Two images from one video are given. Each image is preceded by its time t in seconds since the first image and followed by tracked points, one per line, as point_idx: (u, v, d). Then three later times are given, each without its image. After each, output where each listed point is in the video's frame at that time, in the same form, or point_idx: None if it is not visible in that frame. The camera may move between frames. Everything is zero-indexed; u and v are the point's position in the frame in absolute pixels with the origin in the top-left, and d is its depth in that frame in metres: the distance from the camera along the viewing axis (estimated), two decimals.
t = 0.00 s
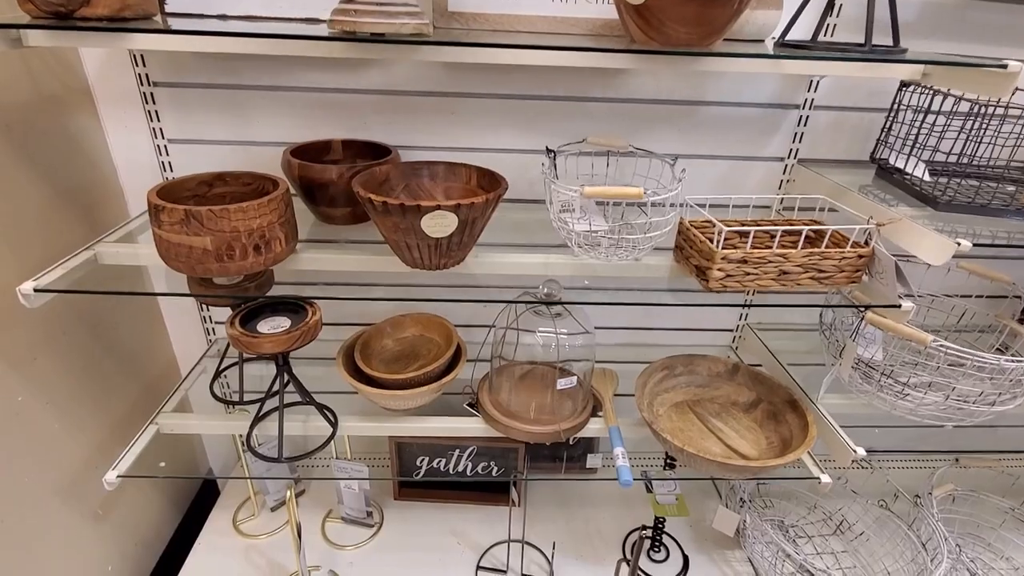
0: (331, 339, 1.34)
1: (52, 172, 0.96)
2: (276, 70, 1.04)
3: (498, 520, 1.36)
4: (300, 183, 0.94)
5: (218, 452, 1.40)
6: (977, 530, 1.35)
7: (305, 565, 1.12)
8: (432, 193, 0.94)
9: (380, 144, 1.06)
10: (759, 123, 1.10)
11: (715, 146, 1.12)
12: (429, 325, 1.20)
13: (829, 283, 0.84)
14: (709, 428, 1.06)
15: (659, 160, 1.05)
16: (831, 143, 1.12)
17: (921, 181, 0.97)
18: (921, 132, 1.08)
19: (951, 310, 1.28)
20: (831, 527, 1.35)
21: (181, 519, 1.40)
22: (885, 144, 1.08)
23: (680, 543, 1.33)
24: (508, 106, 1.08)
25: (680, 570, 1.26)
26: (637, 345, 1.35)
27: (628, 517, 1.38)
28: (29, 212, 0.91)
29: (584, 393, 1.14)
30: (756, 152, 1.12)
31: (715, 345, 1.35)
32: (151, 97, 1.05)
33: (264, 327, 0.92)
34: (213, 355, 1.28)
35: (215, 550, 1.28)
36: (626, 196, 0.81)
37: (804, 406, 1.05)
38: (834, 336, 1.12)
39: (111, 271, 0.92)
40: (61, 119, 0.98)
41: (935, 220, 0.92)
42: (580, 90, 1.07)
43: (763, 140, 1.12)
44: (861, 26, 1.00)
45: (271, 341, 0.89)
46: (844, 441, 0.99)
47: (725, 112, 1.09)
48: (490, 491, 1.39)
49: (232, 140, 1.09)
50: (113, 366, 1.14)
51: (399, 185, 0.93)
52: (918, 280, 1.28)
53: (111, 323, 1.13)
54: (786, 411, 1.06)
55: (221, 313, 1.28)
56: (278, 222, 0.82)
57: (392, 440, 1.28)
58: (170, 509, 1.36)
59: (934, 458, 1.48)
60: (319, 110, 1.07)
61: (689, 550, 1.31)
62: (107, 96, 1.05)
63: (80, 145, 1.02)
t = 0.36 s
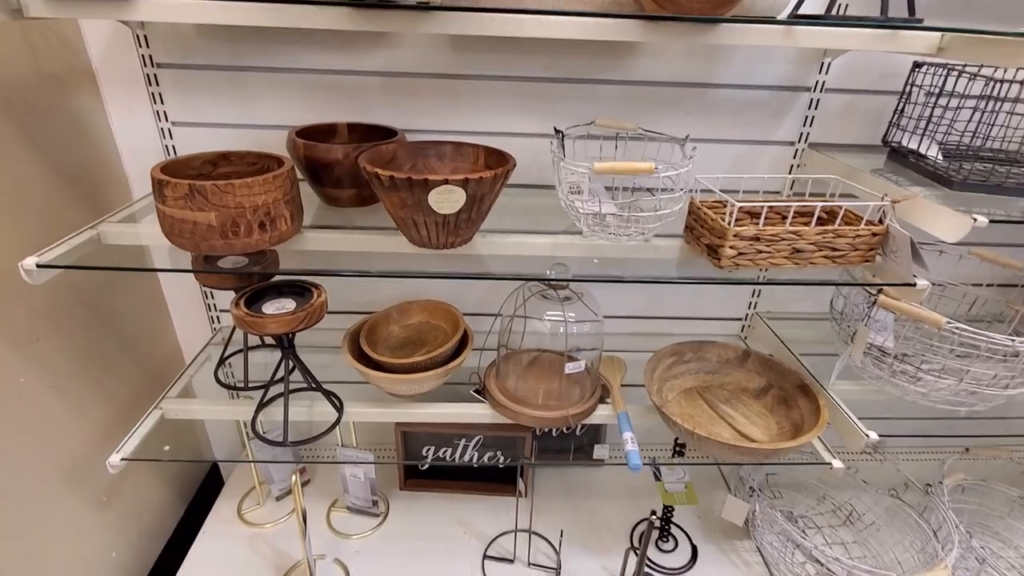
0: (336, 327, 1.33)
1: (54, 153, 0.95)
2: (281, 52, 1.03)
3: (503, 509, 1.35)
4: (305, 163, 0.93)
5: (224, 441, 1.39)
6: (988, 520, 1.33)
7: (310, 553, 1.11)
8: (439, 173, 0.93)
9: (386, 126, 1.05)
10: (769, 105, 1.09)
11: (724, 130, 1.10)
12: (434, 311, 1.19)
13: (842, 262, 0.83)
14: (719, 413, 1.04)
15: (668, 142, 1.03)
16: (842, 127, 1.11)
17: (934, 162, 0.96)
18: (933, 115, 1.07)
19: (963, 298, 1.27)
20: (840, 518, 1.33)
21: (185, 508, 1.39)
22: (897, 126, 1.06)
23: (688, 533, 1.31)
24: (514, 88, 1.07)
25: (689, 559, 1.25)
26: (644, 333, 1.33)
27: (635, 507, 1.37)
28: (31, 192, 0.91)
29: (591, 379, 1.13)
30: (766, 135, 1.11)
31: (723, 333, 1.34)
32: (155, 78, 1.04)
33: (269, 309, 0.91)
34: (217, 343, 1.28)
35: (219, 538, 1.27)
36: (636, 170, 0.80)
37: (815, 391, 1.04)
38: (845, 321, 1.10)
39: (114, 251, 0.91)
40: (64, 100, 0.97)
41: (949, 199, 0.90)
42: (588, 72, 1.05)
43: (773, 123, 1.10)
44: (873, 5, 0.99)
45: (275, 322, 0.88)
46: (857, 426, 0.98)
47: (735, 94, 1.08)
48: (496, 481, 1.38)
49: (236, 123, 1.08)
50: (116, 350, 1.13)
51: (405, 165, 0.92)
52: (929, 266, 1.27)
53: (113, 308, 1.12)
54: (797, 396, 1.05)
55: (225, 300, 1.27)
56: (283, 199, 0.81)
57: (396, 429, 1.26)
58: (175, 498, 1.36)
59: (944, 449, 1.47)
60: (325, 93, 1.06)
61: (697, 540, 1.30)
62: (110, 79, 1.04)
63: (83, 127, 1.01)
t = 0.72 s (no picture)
0: (332, 313, 1.33)
1: (51, 136, 0.96)
2: (277, 36, 1.03)
3: (498, 495, 1.36)
4: (299, 147, 0.93)
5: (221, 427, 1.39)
6: (981, 508, 1.34)
7: (305, 535, 1.12)
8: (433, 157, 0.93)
9: (381, 111, 1.05)
10: (765, 92, 1.08)
11: (720, 116, 1.10)
12: (429, 297, 1.19)
13: (834, 246, 0.83)
14: (711, 399, 1.05)
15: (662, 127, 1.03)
16: (838, 113, 1.11)
17: (928, 148, 0.96)
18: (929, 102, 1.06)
19: (957, 286, 1.27)
20: (833, 505, 1.34)
21: (183, 493, 1.41)
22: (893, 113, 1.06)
23: (682, 519, 1.32)
24: (510, 73, 1.07)
25: (681, 544, 1.26)
26: (640, 320, 1.34)
27: (630, 493, 1.38)
28: (28, 174, 0.91)
29: (585, 364, 1.13)
30: (762, 121, 1.11)
31: (718, 321, 1.34)
32: (150, 62, 1.04)
33: (264, 292, 0.91)
34: (214, 328, 1.28)
35: (216, 521, 1.29)
36: (629, 153, 0.80)
37: (808, 377, 1.04)
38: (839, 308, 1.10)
39: (111, 233, 0.92)
40: (60, 83, 0.97)
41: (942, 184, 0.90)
42: (583, 57, 1.05)
43: (768, 110, 1.10)
44: None
45: (269, 304, 0.88)
46: (848, 412, 0.98)
47: (731, 80, 1.08)
48: (492, 466, 1.38)
49: (231, 107, 1.08)
50: (114, 333, 1.14)
51: (399, 149, 0.92)
52: (925, 255, 1.27)
53: (111, 292, 1.13)
54: (789, 381, 1.05)
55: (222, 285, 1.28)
56: (277, 182, 0.81)
57: (392, 415, 1.27)
58: (173, 482, 1.37)
59: (938, 437, 1.47)
60: (320, 77, 1.06)
61: (690, 526, 1.31)
62: (105, 62, 1.04)
63: (79, 110, 1.01)
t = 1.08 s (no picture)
0: (323, 247, 1.32)
1: (22, 57, 0.92)
2: None
3: (491, 426, 1.39)
4: (281, 69, 0.90)
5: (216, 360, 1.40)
6: (963, 438, 1.38)
7: (302, 461, 1.15)
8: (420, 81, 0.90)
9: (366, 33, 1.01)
10: (768, 12, 1.04)
11: (720, 39, 1.06)
12: (420, 230, 1.18)
13: (830, 171, 0.82)
14: (701, 329, 1.05)
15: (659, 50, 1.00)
16: (844, 36, 1.06)
17: (933, 73, 0.92)
18: (938, 25, 1.02)
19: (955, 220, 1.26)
20: (818, 435, 1.37)
21: (183, 423, 1.44)
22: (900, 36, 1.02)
23: (670, 448, 1.36)
24: None
25: (668, 471, 1.30)
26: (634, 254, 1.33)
27: (620, 423, 1.41)
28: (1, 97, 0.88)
29: (576, 296, 1.13)
30: (764, 45, 1.07)
31: (712, 255, 1.33)
32: None
33: (250, 220, 0.90)
34: (206, 261, 1.27)
35: (217, 449, 1.32)
36: (621, 72, 0.76)
37: (798, 307, 1.04)
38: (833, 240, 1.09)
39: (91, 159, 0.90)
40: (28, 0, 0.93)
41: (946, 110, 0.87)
42: None
43: (771, 32, 1.05)
44: None
45: (256, 232, 0.87)
46: (836, 342, 0.99)
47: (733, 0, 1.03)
48: (485, 398, 1.41)
49: (211, 29, 1.03)
50: (104, 264, 1.13)
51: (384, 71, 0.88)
52: (924, 188, 1.25)
53: (98, 222, 1.12)
54: (779, 311, 1.06)
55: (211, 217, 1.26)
56: (257, 104, 0.78)
57: (386, 347, 1.28)
58: (172, 413, 1.40)
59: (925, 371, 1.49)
60: None
61: (678, 454, 1.34)
62: None
63: (51, 31, 0.97)
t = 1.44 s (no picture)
0: (314, 211, 1.29)
1: None
2: None
3: (487, 394, 1.37)
4: (260, 19, 0.85)
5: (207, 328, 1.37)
6: (965, 407, 1.36)
7: (293, 429, 1.13)
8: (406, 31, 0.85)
9: None
10: None
11: None
12: (411, 193, 1.14)
13: (837, 126, 0.78)
14: (700, 295, 1.02)
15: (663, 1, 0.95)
16: None
17: (946, 25, 0.87)
18: None
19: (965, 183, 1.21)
20: (819, 404, 1.35)
21: (177, 391, 1.42)
22: None
23: (667, 417, 1.34)
24: None
25: (666, 439, 1.29)
26: (633, 219, 1.29)
27: (618, 392, 1.39)
28: None
29: (572, 262, 1.10)
30: None
31: (714, 219, 1.30)
32: None
33: (233, 180, 0.86)
34: (192, 226, 1.24)
35: (209, 417, 1.31)
36: (617, 17, 0.72)
37: (801, 271, 1.01)
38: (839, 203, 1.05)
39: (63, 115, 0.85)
40: None
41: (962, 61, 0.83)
42: None
43: None
44: None
45: (238, 192, 0.83)
46: (838, 306, 0.96)
47: None
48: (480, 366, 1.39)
49: None
50: (86, 228, 1.10)
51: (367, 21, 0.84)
52: (934, 149, 1.20)
53: (78, 184, 1.08)
54: (781, 276, 1.02)
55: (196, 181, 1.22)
56: (233, 53, 0.74)
57: (379, 315, 1.25)
58: (164, 380, 1.38)
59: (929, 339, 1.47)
60: None
61: (676, 422, 1.33)
62: None
63: None
